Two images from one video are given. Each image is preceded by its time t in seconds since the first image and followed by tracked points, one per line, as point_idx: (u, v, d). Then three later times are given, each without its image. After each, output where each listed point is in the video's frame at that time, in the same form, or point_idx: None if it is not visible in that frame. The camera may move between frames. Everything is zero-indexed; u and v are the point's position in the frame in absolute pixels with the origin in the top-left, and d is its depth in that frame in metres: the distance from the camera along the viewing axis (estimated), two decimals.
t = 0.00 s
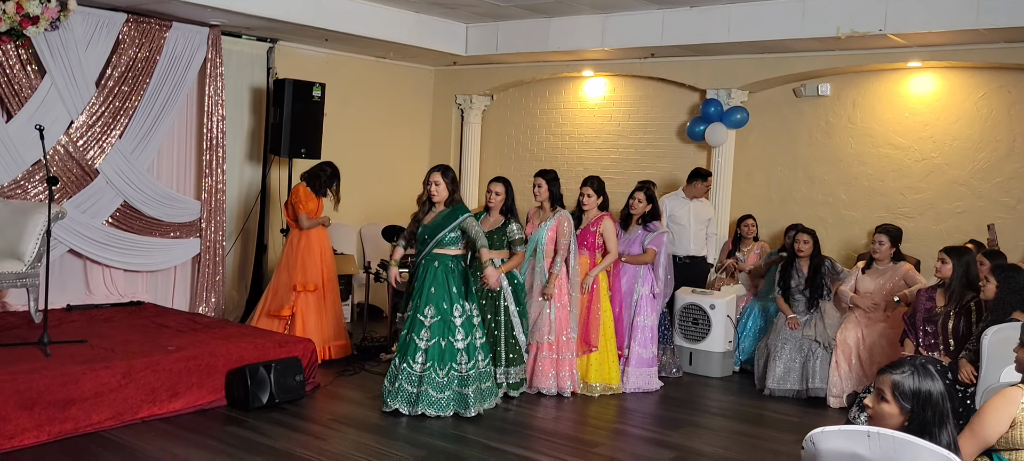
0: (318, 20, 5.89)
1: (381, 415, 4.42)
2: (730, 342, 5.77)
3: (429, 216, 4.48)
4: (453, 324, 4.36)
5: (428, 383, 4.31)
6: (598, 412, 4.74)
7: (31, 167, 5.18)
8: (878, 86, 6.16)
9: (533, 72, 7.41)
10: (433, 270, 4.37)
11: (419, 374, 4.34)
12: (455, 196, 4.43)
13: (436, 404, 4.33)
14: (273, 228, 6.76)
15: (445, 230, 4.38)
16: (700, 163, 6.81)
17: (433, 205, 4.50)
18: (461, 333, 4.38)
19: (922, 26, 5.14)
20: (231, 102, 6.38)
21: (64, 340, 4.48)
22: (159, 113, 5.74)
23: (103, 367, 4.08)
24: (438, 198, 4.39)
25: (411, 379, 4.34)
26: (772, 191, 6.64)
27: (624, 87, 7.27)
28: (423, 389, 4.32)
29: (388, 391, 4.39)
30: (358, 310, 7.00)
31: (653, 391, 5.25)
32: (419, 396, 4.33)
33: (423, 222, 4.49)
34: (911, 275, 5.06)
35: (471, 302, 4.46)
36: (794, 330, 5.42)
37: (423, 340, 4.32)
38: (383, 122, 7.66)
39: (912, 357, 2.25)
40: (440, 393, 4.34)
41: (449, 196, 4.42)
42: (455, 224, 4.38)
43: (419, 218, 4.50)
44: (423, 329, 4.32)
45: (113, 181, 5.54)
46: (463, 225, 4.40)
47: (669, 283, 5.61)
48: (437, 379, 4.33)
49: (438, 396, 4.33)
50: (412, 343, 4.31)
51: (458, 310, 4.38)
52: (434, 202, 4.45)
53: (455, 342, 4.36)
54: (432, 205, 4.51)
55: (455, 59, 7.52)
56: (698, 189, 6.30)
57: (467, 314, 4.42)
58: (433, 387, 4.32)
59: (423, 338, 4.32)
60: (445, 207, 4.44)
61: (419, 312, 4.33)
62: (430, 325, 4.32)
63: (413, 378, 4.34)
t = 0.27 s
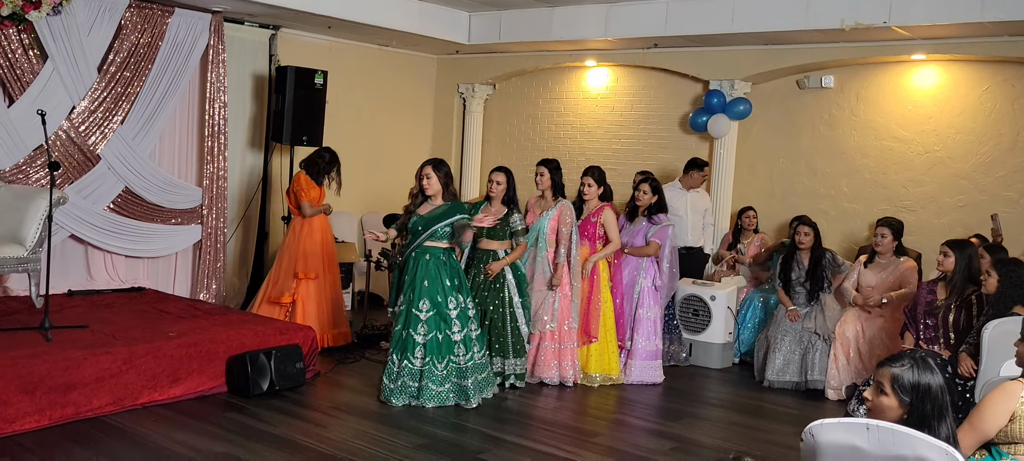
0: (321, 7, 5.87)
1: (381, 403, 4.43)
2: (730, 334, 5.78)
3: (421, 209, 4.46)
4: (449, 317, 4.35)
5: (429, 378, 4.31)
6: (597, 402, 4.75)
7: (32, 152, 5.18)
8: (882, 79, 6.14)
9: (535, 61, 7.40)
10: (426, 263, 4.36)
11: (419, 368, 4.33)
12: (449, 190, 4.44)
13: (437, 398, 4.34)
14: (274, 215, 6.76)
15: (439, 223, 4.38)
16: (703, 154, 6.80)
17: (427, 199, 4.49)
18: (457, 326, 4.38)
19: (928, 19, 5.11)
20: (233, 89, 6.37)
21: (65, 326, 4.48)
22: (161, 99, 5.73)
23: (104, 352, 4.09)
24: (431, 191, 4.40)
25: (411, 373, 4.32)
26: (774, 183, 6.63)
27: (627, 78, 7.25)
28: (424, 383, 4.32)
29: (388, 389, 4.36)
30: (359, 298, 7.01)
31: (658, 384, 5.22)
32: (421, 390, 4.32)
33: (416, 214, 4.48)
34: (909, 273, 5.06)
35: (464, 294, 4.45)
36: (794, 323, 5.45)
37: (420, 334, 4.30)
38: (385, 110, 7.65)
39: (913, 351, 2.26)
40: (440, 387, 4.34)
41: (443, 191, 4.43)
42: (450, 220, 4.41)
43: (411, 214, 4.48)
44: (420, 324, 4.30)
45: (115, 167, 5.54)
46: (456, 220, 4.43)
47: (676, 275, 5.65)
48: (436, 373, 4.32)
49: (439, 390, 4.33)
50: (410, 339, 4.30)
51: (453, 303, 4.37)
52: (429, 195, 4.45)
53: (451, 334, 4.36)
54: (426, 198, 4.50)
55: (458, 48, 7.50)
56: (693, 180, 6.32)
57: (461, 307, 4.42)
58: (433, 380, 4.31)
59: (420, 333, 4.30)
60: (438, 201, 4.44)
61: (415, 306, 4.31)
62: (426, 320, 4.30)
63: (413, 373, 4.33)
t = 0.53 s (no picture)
0: None
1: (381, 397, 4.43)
2: (731, 331, 5.77)
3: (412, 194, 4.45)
4: (438, 306, 4.32)
5: (416, 367, 4.29)
6: (597, 397, 4.75)
7: (34, 143, 5.18)
8: (885, 76, 6.13)
9: (538, 56, 7.39)
10: (418, 251, 4.36)
11: (406, 357, 4.31)
12: (439, 175, 4.40)
13: (423, 388, 4.28)
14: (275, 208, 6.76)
15: (429, 208, 4.38)
16: (705, 150, 6.79)
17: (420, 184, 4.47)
18: (447, 316, 4.33)
19: (933, 16, 5.10)
20: (235, 82, 6.37)
21: (66, 317, 4.48)
22: (164, 91, 5.73)
23: (104, 344, 4.09)
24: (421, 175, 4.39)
25: (395, 362, 4.29)
26: (776, 180, 6.62)
27: (630, 73, 7.24)
28: (411, 372, 4.30)
29: (375, 377, 4.27)
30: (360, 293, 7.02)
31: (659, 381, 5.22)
32: (408, 379, 4.30)
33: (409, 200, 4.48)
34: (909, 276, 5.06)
35: (453, 286, 4.42)
36: (794, 320, 5.42)
37: (409, 322, 4.29)
38: (387, 104, 7.64)
39: (914, 350, 2.25)
40: (426, 377, 4.29)
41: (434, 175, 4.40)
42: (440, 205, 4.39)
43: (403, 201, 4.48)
44: (410, 311, 4.29)
45: (117, 159, 5.54)
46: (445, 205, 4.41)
47: (675, 272, 5.52)
48: (423, 363, 4.30)
49: (424, 380, 4.28)
50: (399, 327, 4.28)
51: (443, 293, 4.34)
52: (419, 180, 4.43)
53: (440, 325, 4.32)
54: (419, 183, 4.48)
55: (460, 42, 7.50)
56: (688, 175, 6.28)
57: (450, 297, 4.38)
58: (420, 370, 4.29)
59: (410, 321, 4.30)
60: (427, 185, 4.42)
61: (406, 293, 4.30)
62: (416, 307, 4.31)
63: (400, 362, 4.31)
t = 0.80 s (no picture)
0: None
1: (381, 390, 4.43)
2: (732, 326, 5.77)
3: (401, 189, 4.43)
4: (422, 305, 4.30)
5: (395, 365, 4.25)
6: (597, 392, 4.74)
7: (37, 134, 5.18)
8: (889, 73, 6.11)
9: (540, 51, 7.37)
10: (405, 247, 4.35)
11: (386, 356, 4.29)
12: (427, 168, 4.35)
13: (399, 387, 4.24)
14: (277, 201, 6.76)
15: (417, 204, 4.36)
16: (708, 146, 6.78)
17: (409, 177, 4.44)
18: (430, 317, 4.30)
19: (937, 13, 5.08)
20: (238, 74, 6.37)
21: (68, 308, 4.49)
22: (166, 83, 5.73)
23: (105, 335, 4.10)
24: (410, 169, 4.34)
25: (373, 359, 4.27)
26: (779, 176, 6.62)
27: (633, 68, 7.23)
28: (389, 371, 4.26)
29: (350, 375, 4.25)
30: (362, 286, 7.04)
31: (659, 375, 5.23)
32: (386, 378, 4.26)
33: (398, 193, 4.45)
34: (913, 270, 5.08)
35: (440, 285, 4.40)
36: (796, 316, 5.43)
37: (391, 319, 4.28)
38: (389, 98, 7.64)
39: (916, 345, 2.24)
40: (404, 377, 4.25)
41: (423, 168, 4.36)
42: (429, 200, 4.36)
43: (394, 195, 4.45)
44: (392, 309, 4.28)
45: (119, 151, 5.54)
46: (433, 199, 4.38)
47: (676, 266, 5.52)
48: (402, 362, 4.26)
49: (403, 380, 4.24)
50: (381, 323, 4.27)
51: (428, 292, 4.32)
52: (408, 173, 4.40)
53: (423, 324, 4.29)
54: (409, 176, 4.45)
55: (463, 36, 7.49)
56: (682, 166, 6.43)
57: (436, 297, 4.36)
58: (399, 370, 4.25)
59: (392, 319, 4.28)
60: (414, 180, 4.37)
61: (390, 290, 4.29)
62: (399, 305, 4.28)
63: (379, 360, 4.28)
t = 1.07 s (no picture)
0: None
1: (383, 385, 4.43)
2: (735, 324, 5.77)
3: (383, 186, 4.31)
4: (409, 303, 4.19)
5: (385, 366, 4.12)
6: (599, 389, 4.75)
7: (40, 129, 5.19)
8: (893, 70, 6.10)
9: (543, 47, 7.37)
10: (387, 246, 4.22)
11: (374, 357, 4.14)
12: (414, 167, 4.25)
13: (391, 388, 4.12)
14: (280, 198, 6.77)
15: (398, 201, 4.24)
16: (711, 143, 6.77)
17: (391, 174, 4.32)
18: (418, 314, 4.20)
19: (941, 11, 5.07)
20: (241, 70, 6.37)
21: (71, 303, 4.50)
22: (170, 79, 5.74)
23: (108, 331, 4.10)
24: (400, 165, 4.23)
25: (364, 362, 4.12)
26: (781, 173, 6.61)
27: (635, 65, 7.22)
28: (379, 373, 4.12)
29: (338, 377, 4.12)
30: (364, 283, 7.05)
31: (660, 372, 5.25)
32: (376, 380, 4.12)
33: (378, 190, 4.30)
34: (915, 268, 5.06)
35: (426, 281, 4.29)
36: (798, 314, 5.43)
37: (377, 320, 4.14)
38: (392, 94, 7.64)
39: (919, 343, 2.24)
40: (396, 377, 4.14)
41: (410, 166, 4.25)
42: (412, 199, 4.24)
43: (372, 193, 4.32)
44: (378, 309, 4.14)
45: (122, 146, 5.55)
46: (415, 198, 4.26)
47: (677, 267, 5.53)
48: (392, 362, 4.14)
49: (394, 381, 4.13)
50: (367, 325, 4.12)
51: (414, 290, 4.21)
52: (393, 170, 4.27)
53: (410, 322, 4.19)
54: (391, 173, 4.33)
55: (466, 32, 7.49)
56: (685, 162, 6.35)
57: (422, 294, 4.25)
58: (390, 370, 4.12)
59: (378, 319, 4.14)
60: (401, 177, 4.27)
61: (373, 290, 4.15)
62: (385, 304, 4.15)
63: (368, 362, 4.13)
